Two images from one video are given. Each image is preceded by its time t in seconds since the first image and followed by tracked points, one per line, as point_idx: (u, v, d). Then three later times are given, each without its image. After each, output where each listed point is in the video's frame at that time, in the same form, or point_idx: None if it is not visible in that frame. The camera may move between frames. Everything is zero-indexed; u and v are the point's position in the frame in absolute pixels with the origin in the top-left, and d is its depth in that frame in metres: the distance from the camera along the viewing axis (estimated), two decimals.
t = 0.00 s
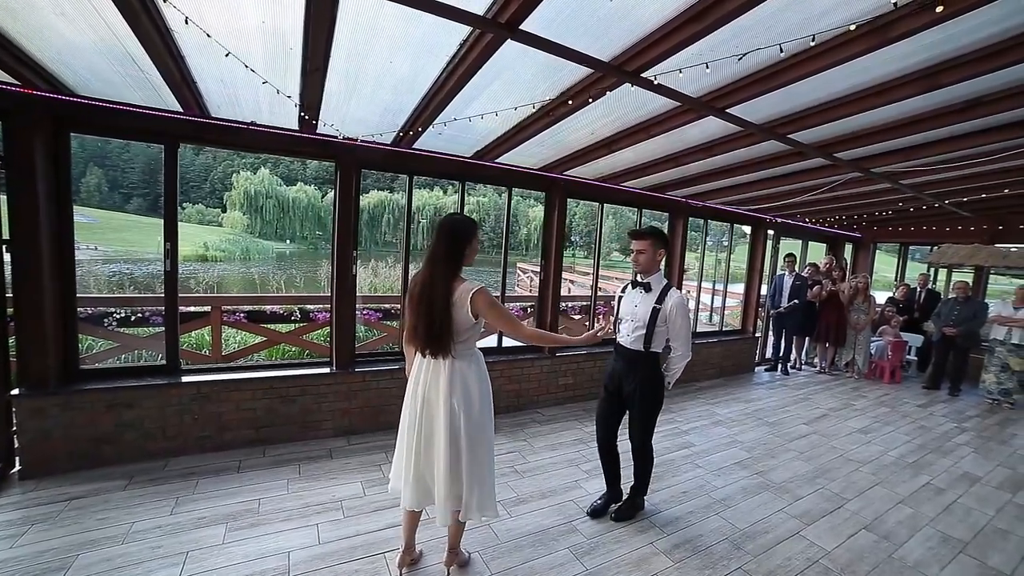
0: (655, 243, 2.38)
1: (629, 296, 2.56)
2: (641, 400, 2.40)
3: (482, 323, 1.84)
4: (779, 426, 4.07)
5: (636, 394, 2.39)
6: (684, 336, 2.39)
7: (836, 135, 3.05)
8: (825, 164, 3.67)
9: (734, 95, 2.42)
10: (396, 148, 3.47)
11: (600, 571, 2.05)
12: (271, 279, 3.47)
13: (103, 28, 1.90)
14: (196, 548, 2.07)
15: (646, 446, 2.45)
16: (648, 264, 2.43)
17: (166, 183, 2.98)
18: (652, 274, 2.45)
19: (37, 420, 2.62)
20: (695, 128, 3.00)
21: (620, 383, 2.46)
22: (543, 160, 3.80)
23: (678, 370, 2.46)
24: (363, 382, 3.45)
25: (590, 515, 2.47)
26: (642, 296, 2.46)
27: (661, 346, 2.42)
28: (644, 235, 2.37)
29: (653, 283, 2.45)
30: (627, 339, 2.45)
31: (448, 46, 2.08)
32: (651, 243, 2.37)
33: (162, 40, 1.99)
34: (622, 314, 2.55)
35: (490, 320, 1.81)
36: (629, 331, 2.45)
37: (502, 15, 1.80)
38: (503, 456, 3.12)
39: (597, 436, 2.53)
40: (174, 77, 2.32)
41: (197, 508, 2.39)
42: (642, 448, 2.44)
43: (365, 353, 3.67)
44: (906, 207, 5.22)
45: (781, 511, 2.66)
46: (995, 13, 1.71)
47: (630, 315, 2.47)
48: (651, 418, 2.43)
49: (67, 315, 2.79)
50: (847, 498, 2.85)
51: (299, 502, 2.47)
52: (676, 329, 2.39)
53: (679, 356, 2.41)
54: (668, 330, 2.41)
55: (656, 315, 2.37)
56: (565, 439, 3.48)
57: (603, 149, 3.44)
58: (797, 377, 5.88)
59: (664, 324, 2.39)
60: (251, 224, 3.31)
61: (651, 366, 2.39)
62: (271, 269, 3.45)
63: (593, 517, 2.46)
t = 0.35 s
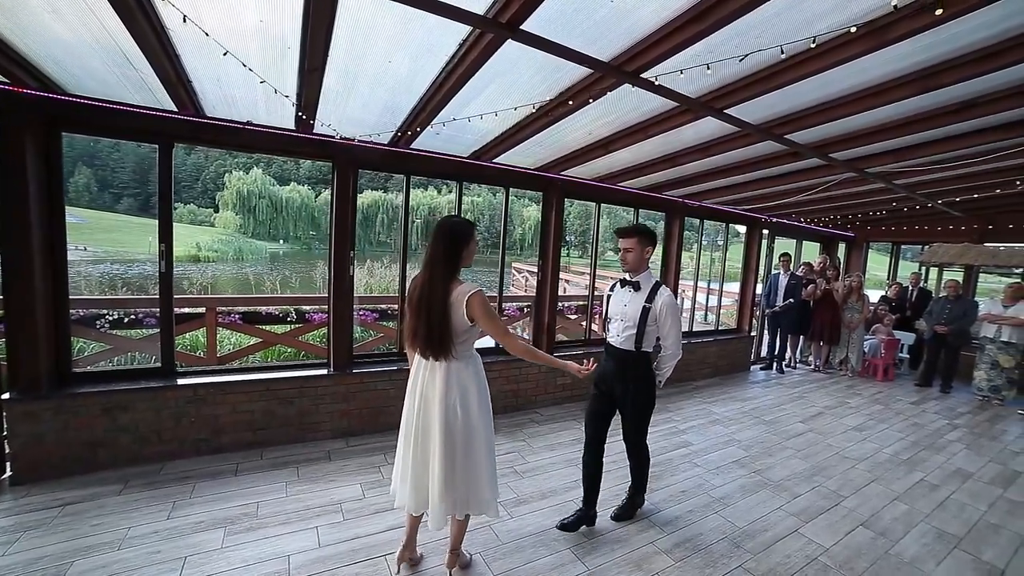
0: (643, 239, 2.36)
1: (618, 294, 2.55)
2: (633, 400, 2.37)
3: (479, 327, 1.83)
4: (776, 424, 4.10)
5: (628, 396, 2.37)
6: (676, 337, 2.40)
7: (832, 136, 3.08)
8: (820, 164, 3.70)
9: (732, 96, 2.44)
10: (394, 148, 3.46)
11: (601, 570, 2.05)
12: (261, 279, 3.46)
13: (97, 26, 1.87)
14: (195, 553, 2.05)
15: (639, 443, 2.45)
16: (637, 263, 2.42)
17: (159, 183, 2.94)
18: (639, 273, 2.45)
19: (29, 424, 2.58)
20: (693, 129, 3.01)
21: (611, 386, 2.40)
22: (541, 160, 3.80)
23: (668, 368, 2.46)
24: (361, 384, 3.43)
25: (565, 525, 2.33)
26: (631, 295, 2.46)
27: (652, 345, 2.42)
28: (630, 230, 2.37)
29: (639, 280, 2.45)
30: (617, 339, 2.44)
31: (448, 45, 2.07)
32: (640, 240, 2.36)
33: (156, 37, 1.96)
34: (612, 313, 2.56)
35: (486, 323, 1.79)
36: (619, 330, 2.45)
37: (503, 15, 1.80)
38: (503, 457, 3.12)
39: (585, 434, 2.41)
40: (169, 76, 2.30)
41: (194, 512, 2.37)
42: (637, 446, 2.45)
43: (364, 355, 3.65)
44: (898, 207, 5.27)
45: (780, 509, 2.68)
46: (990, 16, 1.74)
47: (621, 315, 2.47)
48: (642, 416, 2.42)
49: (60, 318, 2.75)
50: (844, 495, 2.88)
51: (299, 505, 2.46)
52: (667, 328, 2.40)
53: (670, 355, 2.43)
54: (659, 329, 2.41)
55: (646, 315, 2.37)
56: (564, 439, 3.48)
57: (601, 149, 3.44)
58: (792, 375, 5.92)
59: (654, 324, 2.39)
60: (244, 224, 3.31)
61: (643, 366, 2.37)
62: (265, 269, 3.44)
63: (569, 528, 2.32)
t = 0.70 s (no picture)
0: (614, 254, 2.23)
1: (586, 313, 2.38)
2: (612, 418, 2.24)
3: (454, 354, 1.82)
4: (776, 424, 4.12)
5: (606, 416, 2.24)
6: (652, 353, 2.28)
7: (832, 138, 3.10)
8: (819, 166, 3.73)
9: (734, 97, 2.45)
10: (395, 148, 3.45)
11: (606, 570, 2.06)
12: (257, 279, 3.42)
13: (98, 24, 1.86)
14: (199, 556, 2.04)
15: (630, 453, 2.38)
16: (607, 280, 2.27)
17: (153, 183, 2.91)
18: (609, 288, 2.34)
19: (28, 427, 2.56)
20: (694, 130, 3.02)
21: (585, 404, 2.25)
22: (541, 161, 3.80)
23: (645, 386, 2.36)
24: (362, 385, 3.42)
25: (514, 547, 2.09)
26: (601, 312, 2.30)
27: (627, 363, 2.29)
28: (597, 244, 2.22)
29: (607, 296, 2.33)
30: (589, 360, 2.29)
31: (453, 46, 2.07)
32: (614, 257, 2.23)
33: (158, 35, 1.94)
34: (582, 331, 2.40)
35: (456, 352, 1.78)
36: (590, 352, 2.30)
37: (508, 15, 1.80)
38: (505, 458, 3.12)
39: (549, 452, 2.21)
40: (170, 75, 2.28)
41: (196, 514, 2.35)
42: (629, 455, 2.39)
43: (365, 356, 3.64)
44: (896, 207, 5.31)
45: (782, 509, 2.69)
46: (989, 20, 1.76)
47: (591, 333, 2.32)
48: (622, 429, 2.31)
49: (58, 319, 2.72)
50: (845, 494, 2.89)
51: (302, 507, 2.45)
52: (641, 345, 2.26)
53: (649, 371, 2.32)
54: (632, 346, 2.28)
55: (618, 334, 2.23)
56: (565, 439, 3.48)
57: (602, 150, 3.45)
58: (790, 375, 5.95)
59: (627, 343, 2.26)
60: (240, 225, 3.26)
61: (619, 385, 2.23)
62: (261, 270, 3.40)
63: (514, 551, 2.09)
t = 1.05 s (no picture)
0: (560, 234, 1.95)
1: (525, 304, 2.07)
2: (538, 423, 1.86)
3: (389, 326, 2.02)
4: (781, 423, 4.12)
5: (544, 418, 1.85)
6: (597, 349, 1.85)
7: (839, 137, 3.11)
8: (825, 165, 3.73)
9: (744, 96, 2.46)
10: (404, 148, 3.46)
11: (616, 567, 2.07)
12: (255, 279, 3.48)
13: (113, 24, 1.88)
14: (213, 552, 2.06)
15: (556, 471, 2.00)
16: (546, 264, 1.99)
17: (156, 182, 2.92)
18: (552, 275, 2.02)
19: (42, 424, 2.58)
20: (703, 129, 3.02)
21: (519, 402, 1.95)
22: (548, 160, 3.80)
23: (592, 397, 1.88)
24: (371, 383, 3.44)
25: (515, 567, 1.94)
26: (538, 299, 1.99)
27: (565, 360, 1.91)
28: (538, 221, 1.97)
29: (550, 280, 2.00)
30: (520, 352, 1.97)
31: (465, 45, 2.08)
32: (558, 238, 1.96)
33: (171, 33, 1.95)
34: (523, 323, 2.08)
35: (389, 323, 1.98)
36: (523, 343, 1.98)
37: (522, 15, 1.81)
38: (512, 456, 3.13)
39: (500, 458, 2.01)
40: (182, 74, 2.30)
41: (208, 510, 2.38)
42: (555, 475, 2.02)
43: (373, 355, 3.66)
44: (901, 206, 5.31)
45: (789, 507, 2.70)
46: (999, 21, 1.78)
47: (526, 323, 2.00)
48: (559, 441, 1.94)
49: (71, 317, 2.74)
50: (852, 493, 2.90)
51: (313, 503, 2.47)
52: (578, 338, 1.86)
53: (596, 373, 1.86)
54: (570, 341, 1.90)
55: (551, 324, 1.88)
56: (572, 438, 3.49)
57: (609, 150, 3.46)
58: (794, 375, 5.95)
59: (564, 334, 1.89)
60: (242, 224, 3.32)
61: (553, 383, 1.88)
62: (261, 268, 3.46)
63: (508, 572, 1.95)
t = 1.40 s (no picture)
0: (510, 237, 1.69)
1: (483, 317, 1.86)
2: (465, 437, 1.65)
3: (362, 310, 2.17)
4: (804, 425, 4.08)
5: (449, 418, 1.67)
6: (518, 368, 1.48)
7: (866, 135, 3.06)
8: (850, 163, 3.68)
9: (769, 96, 2.44)
10: (428, 148, 3.52)
11: (639, 563, 2.10)
12: (274, 275, 3.45)
13: (157, 31, 1.96)
14: (248, 538, 2.16)
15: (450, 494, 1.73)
16: (486, 263, 1.72)
17: (178, 182, 2.99)
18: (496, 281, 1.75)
19: (90, 413, 2.72)
20: (726, 128, 3.00)
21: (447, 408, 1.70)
22: (568, 159, 3.81)
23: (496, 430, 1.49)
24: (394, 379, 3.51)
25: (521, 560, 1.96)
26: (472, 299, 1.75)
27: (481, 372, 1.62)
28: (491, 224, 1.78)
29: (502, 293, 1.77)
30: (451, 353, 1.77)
31: (491, 47, 2.11)
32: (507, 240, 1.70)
33: (209, 40, 2.03)
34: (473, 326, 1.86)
35: (359, 308, 2.12)
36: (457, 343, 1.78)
37: (549, 16, 1.83)
38: (533, 452, 3.17)
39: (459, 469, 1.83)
40: (217, 78, 2.38)
41: (241, 500, 2.48)
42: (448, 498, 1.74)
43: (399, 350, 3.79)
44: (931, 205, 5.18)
45: (813, 508, 2.68)
46: None
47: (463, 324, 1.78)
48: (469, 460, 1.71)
49: (113, 313, 2.87)
50: (879, 497, 2.86)
51: (341, 495, 2.55)
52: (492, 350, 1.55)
53: (508, 396, 1.48)
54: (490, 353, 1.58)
55: (469, 326, 1.63)
56: (591, 435, 3.52)
57: (630, 150, 3.46)
58: (816, 376, 5.87)
59: (483, 341, 1.60)
60: (261, 223, 3.30)
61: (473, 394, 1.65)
62: (280, 268, 3.46)
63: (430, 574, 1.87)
